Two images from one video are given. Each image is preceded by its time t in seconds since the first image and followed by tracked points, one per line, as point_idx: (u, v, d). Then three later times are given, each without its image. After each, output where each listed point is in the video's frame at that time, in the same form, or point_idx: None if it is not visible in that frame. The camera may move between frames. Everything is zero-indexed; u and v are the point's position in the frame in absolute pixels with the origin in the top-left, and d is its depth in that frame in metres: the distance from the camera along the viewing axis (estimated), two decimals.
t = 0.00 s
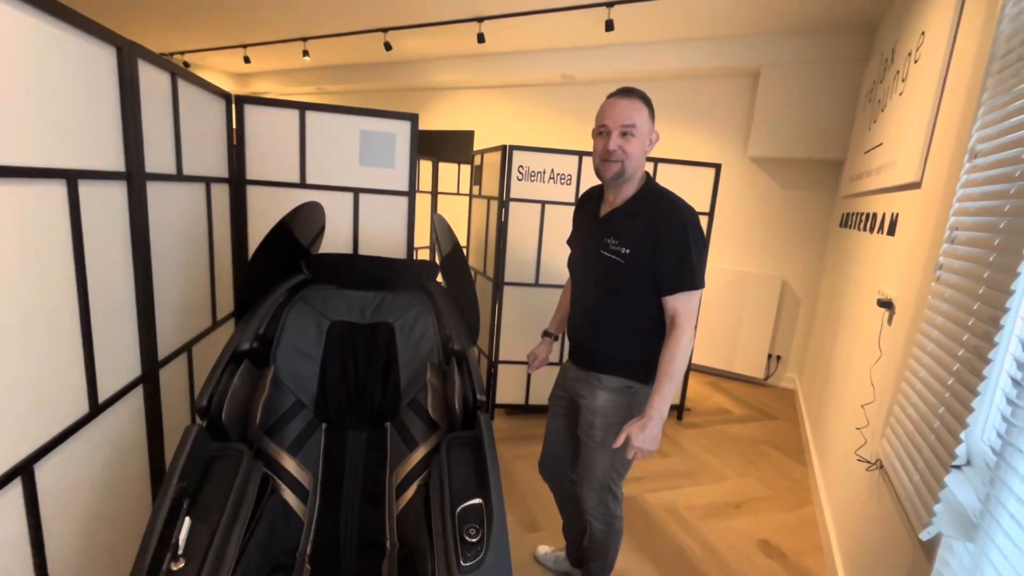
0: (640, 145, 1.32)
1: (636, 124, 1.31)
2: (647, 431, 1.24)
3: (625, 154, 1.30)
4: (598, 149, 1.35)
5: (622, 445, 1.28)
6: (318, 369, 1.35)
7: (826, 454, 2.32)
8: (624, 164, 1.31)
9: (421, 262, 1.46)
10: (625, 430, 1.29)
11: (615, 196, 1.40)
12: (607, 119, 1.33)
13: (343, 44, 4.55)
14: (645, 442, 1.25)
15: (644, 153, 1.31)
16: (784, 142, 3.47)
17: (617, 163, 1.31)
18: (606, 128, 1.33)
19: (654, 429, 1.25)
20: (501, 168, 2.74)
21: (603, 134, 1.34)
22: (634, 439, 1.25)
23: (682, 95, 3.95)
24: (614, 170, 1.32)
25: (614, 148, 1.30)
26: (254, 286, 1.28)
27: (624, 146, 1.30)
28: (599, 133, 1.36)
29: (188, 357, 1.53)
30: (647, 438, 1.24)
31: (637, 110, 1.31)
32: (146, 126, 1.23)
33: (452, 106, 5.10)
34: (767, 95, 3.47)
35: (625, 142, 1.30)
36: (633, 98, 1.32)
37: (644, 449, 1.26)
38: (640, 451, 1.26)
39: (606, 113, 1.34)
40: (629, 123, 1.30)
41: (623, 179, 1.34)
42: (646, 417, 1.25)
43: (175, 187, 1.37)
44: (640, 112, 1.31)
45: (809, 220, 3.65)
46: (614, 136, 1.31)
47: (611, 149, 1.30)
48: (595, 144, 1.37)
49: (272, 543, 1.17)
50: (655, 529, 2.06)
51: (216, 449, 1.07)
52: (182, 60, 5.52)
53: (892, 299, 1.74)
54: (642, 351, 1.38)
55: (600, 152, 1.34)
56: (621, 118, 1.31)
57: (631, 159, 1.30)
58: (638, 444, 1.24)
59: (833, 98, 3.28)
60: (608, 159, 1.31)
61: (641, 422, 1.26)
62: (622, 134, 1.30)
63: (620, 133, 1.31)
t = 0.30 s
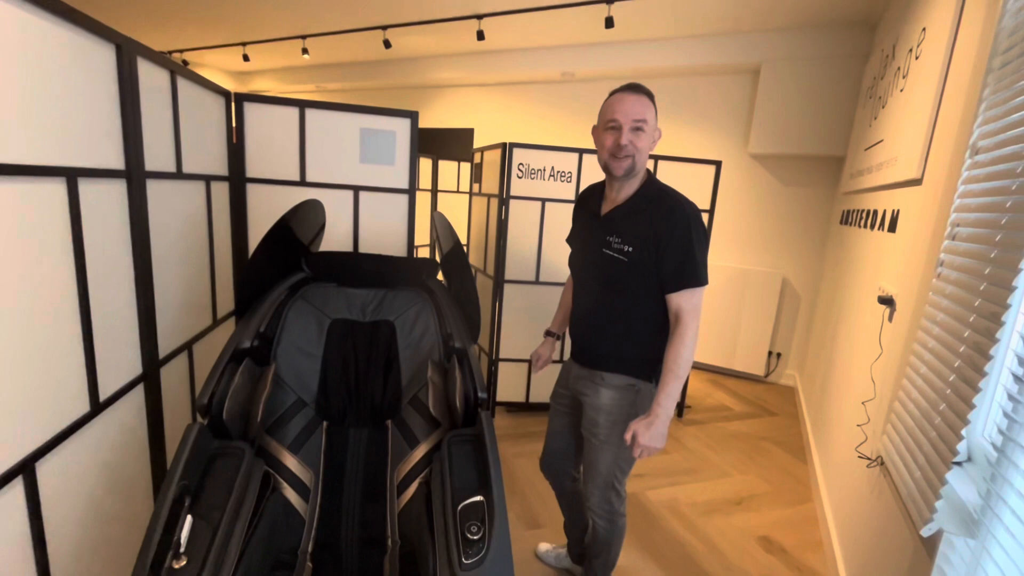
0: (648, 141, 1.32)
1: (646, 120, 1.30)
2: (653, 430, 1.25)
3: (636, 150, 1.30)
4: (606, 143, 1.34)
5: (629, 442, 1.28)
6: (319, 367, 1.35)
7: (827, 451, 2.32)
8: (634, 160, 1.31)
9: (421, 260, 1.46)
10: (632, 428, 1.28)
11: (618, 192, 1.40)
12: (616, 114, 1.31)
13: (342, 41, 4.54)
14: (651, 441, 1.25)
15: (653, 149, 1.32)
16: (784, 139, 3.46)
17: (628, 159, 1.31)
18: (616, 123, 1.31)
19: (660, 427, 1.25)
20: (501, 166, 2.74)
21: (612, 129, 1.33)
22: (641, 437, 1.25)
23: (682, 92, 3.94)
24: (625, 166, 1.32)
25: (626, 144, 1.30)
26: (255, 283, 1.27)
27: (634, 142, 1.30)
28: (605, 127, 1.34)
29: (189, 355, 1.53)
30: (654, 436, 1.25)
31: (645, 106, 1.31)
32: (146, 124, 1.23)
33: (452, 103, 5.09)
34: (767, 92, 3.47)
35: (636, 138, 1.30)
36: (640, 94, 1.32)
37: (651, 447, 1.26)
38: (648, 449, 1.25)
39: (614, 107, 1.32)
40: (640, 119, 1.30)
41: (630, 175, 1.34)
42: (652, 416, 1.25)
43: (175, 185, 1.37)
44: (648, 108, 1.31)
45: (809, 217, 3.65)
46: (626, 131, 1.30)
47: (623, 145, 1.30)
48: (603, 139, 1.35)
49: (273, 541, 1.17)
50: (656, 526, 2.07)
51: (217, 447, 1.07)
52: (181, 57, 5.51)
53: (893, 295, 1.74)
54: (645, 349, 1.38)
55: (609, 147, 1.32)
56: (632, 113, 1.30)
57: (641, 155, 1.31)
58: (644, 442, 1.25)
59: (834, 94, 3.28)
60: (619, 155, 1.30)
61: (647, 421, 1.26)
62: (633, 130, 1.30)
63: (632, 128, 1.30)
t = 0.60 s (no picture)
0: (647, 139, 1.32)
1: (645, 117, 1.31)
2: (653, 429, 1.25)
3: (635, 147, 1.30)
4: (604, 140, 1.34)
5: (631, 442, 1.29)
6: (317, 366, 1.35)
7: (824, 448, 2.33)
8: (633, 157, 1.31)
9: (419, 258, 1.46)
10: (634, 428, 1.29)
11: (617, 189, 1.40)
12: (616, 110, 1.31)
13: (339, 39, 4.52)
14: (651, 439, 1.26)
15: (652, 146, 1.32)
16: (781, 137, 3.46)
17: (626, 156, 1.31)
18: (615, 119, 1.31)
19: (660, 426, 1.26)
20: (499, 164, 2.73)
21: (611, 125, 1.33)
22: (641, 436, 1.26)
23: (680, 90, 3.94)
24: (623, 164, 1.31)
25: (625, 140, 1.29)
26: (252, 283, 1.27)
27: (633, 138, 1.30)
28: (605, 124, 1.34)
29: (186, 354, 1.53)
30: (654, 435, 1.25)
31: (645, 103, 1.32)
32: (142, 122, 1.22)
33: (450, 101, 5.08)
34: (764, 90, 3.47)
35: (635, 135, 1.30)
36: (640, 91, 1.32)
37: (651, 446, 1.26)
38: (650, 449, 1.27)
39: (614, 103, 1.32)
40: (639, 115, 1.30)
41: (629, 173, 1.34)
42: (651, 415, 1.26)
43: (172, 183, 1.37)
44: (647, 105, 1.32)
45: (807, 214, 3.65)
46: (625, 128, 1.30)
47: (622, 141, 1.29)
48: (602, 135, 1.35)
49: (272, 540, 1.17)
50: (654, 523, 2.07)
51: (215, 446, 1.07)
52: (177, 55, 5.49)
53: (890, 292, 1.74)
54: (644, 347, 1.38)
55: (608, 144, 1.32)
56: (631, 110, 1.30)
57: (640, 152, 1.30)
58: (645, 441, 1.25)
59: (831, 91, 3.28)
60: (618, 151, 1.30)
61: (647, 420, 1.27)
62: (632, 126, 1.30)
63: (631, 124, 1.30)
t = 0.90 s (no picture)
0: (639, 138, 1.31)
1: (638, 116, 1.30)
2: (650, 427, 1.26)
3: (624, 146, 1.29)
4: (598, 137, 1.35)
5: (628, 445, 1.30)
6: (316, 365, 1.35)
7: (822, 445, 2.34)
8: (622, 156, 1.30)
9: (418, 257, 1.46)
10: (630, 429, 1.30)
11: (613, 188, 1.40)
12: (609, 108, 1.32)
13: (337, 38, 4.51)
14: (648, 437, 1.27)
15: (643, 146, 1.31)
16: (780, 135, 3.47)
17: (615, 155, 1.31)
18: (608, 117, 1.32)
19: (657, 424, 1.26)
20: (497, 163, 2.73)
21: (604, 123, 1.33)
22: (638, 435, 1.26)
23: (678, 88, 3.94)
24: (612, 163, 1.31)
25: (614, 138, 1.29)
26: (251, 282, 1.27)
27: (623, 137, 1.29)
28: (599, 121, 1.35)
29: (186, 353, 1.53)
30: (651, 433, 1.26)
31: (640, 101, 1.31)
32: (140, 121, 1.22)
33: (448, 99, 5.07)
34: (762, 88, 3.47)
35: (625, 134, 1.30)
36: (639, 90, 1.31)
37: (649, 445, 1.27)
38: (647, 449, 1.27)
39: (609, 101, 1.33)
40: (631, 114, 1.30)
41: (620, 171, 1.34)
42: (648, 413, 1.26)
43: (170, 183, 1.36)
44: (643, 104, 1.31)
45: (805, 213, 3.66)
46: (615, 126, 1.30)
47: (611, 140, 1.30)
48: (596, 132, 1.36)
49: (272, 539, 1.18)
50: (653, 520, 2.08)
51: (215, 445, 1.07)
52: (174, 54, 5.47)
53: (888, 290, 1.75)
54: (642, 346, 1.38)
55: (599, 141, 1.33)
56: (624, 108, 1.30)
57: (629, 152, 1.30)
58: (643, 440, 1.26)
59: (829, 89, 3.28)
60: (607, 149, 1.30)
61: (644, 418, 1.27)
62: (623, 125, 1.30)
63: (621, 122, 1.30)
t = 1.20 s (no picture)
0: (638, 150, 1.31)
1: (634, 128, 1.29)
2: (646, 424, 1.25)
3: (624, 160, 1.30)
4: (596, 152, 1.34)
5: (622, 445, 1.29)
6: (316, 364, 1.35)
7: (821, 442, 2.34)
8: (622, 171, 1.31)
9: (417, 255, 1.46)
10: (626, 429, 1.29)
11: (613, 197, 1.40)
12: (604, 123, 1.31)
13: (335, 35, 4.50)
14: (645, 433, 1.25)
15: (643, 157, 1.31)
16: (778, 132, 3.47)
17: (616, 170, 1.31)
18: (604, 132, 1.31)
19: (653, 423, 1.26)
20: (496, 161, 2.73)
21: (601, 138, 1.33)
22: (635, 430, 1.25)
23: (676, 86, 3.94)
24: (614, 178, 1.32)
25: (613, 154, 1.29)
26: (250, 281, 1.26)
27: (622, 152, 1.29)
28: (595, 134, 1.34)
29: (185, 352, 1.52)
30: (646, 432, 1.25)
31: (635, 113, 1.29)
32: (137, 120, 1.21)
33: (447, 97, 5.06)
34: (761, 85, 3.47)
35: (623, 148, 1.29)
36: (631, 100, 1.29)
37: (645, 442, 1.26)
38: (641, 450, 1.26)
39: (603, 115, 1.31)
40: (627, 128, 1.29)
41: (622, 183, 1.34)
42: (644, 411, 1.26)
43: (169, 182, 1.36)
44: (638, 115, 1.29)
45: (804, 210, 3.66)
46: (612, 141, 1.29)
47: (610, 156, 1.30)
48: (592, 147, 1.35)
49: (272, 537, 1.18)
50: (652, 518, 2.09)
51: (216, 444, 1.07)
52: (171, 52, 5.45)
53: (887, 287, 1.75)
54: (642, 344, 1.38)
55: (598, 156, 1.33)
56: (620, 122, 1.29)
57: (630, 166, 1.30)
58: (638, 435, 1.25)
59: (828, 87, 3.28)
60: (607, 165, 1.31)
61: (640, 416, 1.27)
62: (620, 140, 1.29)
63: (619, 138, 1.29)
